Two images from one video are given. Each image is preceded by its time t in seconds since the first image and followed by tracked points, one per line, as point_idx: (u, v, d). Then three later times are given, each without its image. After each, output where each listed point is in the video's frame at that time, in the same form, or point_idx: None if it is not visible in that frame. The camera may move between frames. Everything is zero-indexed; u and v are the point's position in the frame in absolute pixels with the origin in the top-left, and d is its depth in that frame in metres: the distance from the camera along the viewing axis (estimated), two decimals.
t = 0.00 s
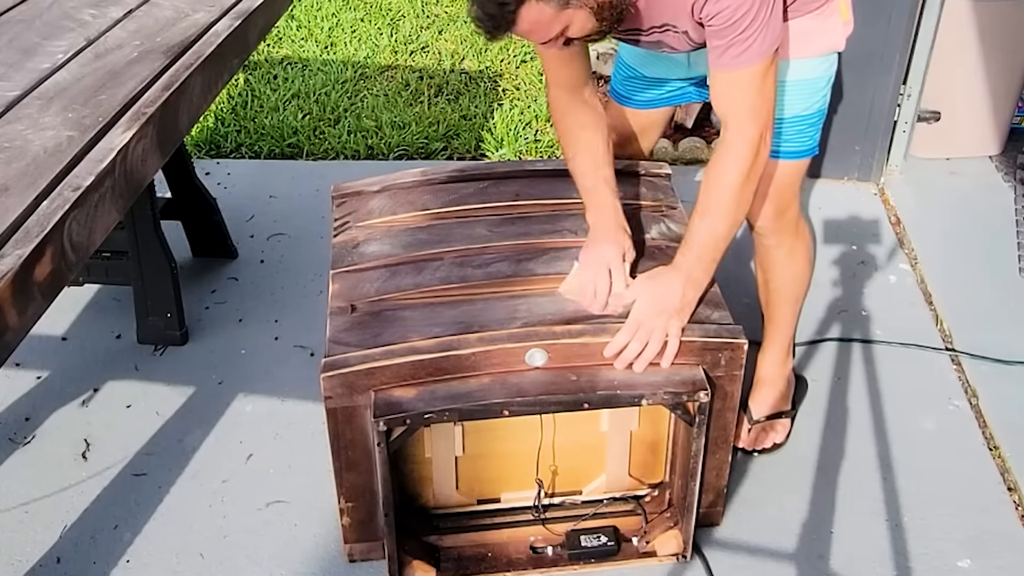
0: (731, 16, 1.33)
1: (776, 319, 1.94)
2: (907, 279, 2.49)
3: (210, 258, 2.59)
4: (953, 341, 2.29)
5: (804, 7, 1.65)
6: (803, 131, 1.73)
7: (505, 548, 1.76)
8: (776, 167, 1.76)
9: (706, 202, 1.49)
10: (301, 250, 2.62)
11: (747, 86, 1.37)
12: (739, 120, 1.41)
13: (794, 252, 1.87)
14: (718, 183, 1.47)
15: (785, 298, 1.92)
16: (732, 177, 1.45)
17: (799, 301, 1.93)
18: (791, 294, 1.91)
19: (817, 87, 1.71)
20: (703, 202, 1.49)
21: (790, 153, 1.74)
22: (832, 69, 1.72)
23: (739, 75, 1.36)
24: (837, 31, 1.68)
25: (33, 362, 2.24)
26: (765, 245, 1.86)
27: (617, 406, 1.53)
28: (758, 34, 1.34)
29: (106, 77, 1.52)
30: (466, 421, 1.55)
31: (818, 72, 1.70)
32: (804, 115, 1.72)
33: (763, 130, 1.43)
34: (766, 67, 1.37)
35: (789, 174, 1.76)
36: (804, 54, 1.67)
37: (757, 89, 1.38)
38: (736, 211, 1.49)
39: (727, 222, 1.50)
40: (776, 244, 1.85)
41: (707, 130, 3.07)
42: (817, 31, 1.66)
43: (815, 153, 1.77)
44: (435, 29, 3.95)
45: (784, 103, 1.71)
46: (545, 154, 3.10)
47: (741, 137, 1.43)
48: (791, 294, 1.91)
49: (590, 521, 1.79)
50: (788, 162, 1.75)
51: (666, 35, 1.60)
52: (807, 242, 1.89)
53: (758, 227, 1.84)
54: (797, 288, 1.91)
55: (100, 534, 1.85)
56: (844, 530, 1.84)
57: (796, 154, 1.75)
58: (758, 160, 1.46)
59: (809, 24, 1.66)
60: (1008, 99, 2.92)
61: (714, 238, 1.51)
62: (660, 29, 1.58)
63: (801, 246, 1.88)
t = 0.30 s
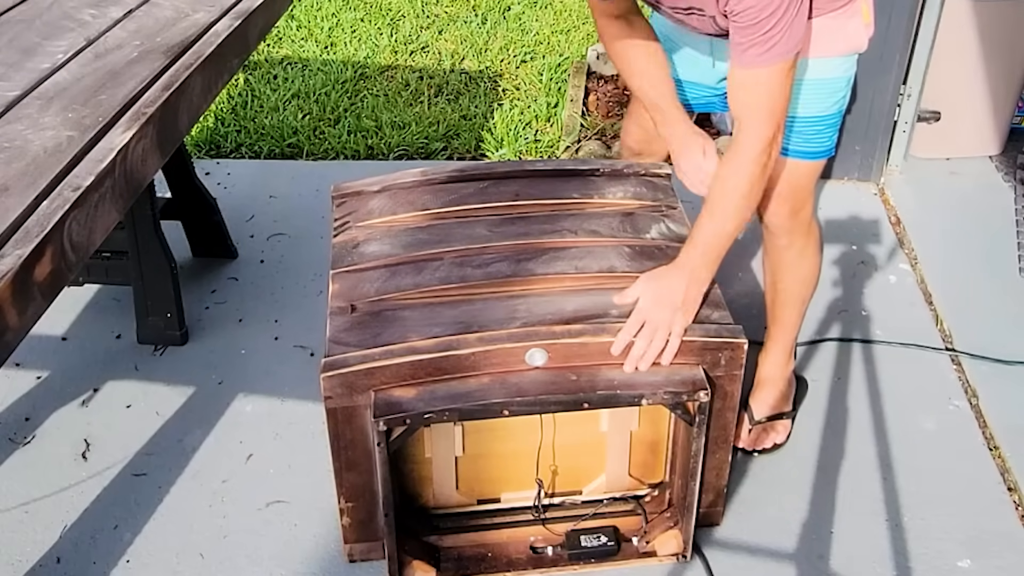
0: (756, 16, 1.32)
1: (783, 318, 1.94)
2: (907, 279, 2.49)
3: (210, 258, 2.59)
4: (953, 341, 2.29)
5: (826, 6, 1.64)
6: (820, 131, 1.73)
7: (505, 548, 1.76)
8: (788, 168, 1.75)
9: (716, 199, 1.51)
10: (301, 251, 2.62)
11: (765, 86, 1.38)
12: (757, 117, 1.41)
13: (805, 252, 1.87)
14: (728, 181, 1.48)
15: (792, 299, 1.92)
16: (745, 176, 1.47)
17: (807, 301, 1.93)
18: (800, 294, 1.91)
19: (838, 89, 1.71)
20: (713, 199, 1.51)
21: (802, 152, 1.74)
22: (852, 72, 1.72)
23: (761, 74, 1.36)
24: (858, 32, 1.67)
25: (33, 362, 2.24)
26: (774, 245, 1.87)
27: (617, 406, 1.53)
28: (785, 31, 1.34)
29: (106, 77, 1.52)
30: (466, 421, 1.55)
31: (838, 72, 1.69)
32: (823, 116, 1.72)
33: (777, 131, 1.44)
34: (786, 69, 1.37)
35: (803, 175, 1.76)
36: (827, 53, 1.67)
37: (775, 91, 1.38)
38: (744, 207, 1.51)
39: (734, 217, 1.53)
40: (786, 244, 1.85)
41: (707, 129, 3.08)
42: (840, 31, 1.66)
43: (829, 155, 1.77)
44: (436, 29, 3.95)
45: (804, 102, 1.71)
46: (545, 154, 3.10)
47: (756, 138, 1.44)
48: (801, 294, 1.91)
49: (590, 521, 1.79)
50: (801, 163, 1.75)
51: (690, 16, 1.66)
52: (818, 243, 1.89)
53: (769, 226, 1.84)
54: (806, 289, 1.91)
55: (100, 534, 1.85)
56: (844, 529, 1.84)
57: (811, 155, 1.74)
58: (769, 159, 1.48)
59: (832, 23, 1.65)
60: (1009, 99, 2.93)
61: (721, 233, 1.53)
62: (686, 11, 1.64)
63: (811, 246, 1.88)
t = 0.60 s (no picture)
0: None
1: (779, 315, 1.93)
2: (907, 280, 2.49)
3: (210, 258, 2.59)
4: (953, 341, 2.29)
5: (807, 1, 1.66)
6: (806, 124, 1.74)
7: (505, 549, 1.76)
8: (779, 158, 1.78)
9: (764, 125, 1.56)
10: (301, 251, 2.62)
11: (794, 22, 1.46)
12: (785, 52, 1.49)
13: (799, 246, 1.87)
14: (774, 107, 1.53)
15: (787, 296, 1.91)
16: (788, 107, 1.53)
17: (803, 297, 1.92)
18: (795, 290, 1.91)
19: (824, 84, 1.72)
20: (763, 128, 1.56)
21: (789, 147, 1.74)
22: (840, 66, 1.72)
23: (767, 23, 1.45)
24: (842, 27, 1.68)
25: (33, 362, 2.24)
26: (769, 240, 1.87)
27: (616, 406, 1.53)
28: None
29: (106, 77, 1.52)
30: (466, 421, 1.55)
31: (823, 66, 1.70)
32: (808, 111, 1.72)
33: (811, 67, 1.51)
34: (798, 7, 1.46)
35: (796, 165, 1.78)
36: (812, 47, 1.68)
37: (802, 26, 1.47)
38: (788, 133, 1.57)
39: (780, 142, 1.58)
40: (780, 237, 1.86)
41: (707, 130, 3.07)
42: (825, 25, 1.67)
43: (818, 150, 1.78)
44: (436, 29, 3.95)
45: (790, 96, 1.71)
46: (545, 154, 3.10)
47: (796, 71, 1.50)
48: (796, 291, 1.91)
49: (590, 521, 1.79)
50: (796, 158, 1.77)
51: None
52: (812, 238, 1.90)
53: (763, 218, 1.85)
54: (801, 285, 1.91)
55: (100, 534, 1.85)
56: (844, 529, 1.84)
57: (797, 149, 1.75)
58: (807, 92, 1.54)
59: (818, 17, 1.66)
60: (1009, 99, 2.93)
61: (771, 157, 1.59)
62: None
63: (805, 241, 1.88)
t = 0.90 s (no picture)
0: None
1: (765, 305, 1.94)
2: (907, 280, 2.49)
3: (210, 258, 2.59)
4: (953, 341, 2.29)
5: None
6: (768, 116, 1.74)
7: (505, 549, 1.76)
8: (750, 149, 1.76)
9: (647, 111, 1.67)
10: (300, 251, 2.62)
11: (678, 51, 1.53)
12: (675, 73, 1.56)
13: (781, 232, 1.87)
14: (650, 104, 1.64)
15: (776, 286, 1.91)
16: (667, 113, 1.63)
17: (791, 287, 1.92)
18: (781, 280, 1.91)
19: (785, 72, 1.72)
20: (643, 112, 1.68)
21: (749, 136, 1.75)
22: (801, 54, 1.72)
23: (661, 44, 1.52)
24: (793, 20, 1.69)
25: (33, 362, 2.24)
26: (751, 227, 1.87)
27: (617, 406, 1.53)
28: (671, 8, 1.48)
29: (106, 77, 1.52)
30: (466, 421, 1.55)
31: (782, 57, 1.70)
32: (769, 100, 1.73)
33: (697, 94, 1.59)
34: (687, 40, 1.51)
35: (770, 155, 1.76)
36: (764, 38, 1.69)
37: (689, 59, 1.53)
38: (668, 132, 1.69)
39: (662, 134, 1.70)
40: (761, 224, 1.86)
41: (707, 130, 3.06)
42: (776, 18, 1.68)
43: (787, 138, 1.77)
44: (435, 29, 3.95)
45: (748, 85, 1.72)
46: (545, 154, 3.10)
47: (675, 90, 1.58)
48: (783, 280, 1.91)
49: (590, 521, 1.79)
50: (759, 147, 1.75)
51: None
52: (796, 224, 1.89)
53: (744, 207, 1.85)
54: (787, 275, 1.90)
55: (100, 534, 1.85)
56: (844, 529, 1.84)
57: (761, 138, 1.75)
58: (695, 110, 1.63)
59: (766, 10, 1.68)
60: (1009, 99, 2.93)
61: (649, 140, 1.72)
62: None
63: (787, 226, 1.87)
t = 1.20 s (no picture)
0: None
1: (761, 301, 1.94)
2: (907, 280, 2.49)
3: (210, 258, 2.59)
4: (953, 341, 2.29)
5: None
6: (757, 113, 1.74)
7: (505, 549, 1.76)
8: (740, 148, 1.77)
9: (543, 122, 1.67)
10: (300, 251, 2.62)
11: (595, 56, 1.54)
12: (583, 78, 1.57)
13: (773, 228, 1.87)
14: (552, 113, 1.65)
15: (771, 283, 1.91)
16: (568, 124, 1.64)
17: (785, 283, 1.92)
18: (775, 275, 1.90)
19: (771, 71, 1.71)
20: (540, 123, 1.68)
21: (736, 133, 1.76)
22: (791, 50, 1.71)
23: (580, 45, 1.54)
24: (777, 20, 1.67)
25: (32, 362, 2.24)
26: (743, 223, 1.87)
27: (617, 406, 1.53)
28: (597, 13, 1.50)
29: (106, 77, 1.52)
30: (466, 421, 1.55)
31: (770, 54, 1.70)
32: (756, 98, 1.72)
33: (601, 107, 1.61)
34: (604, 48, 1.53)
35: (759, 152, 1.76)
36: (749, 37, 1.68)
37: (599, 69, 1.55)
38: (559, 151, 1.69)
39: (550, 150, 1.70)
40: (752, 220, 1.85)
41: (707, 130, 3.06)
42: (760, 17, 1.67)
43: (775, 136, 1.76)
44: (435, 29, 3.95)
45: (735, 82, 1.72)
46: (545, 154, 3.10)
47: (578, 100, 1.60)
48: (778, 277, 1.90)
49: (590, 521, 1.79)
50: (748, 145, 1.76)
51: None
52: (787, 218, 1.89)
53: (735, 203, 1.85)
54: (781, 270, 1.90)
55: (100, 534, 1.85)
56: (844, 529, 1.84)
57: (749, 135, 1.75)
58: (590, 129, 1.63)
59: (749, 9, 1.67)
60: (1008, 99, 2.93)
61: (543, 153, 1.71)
62: None
63: (780, 222, 1.87)
